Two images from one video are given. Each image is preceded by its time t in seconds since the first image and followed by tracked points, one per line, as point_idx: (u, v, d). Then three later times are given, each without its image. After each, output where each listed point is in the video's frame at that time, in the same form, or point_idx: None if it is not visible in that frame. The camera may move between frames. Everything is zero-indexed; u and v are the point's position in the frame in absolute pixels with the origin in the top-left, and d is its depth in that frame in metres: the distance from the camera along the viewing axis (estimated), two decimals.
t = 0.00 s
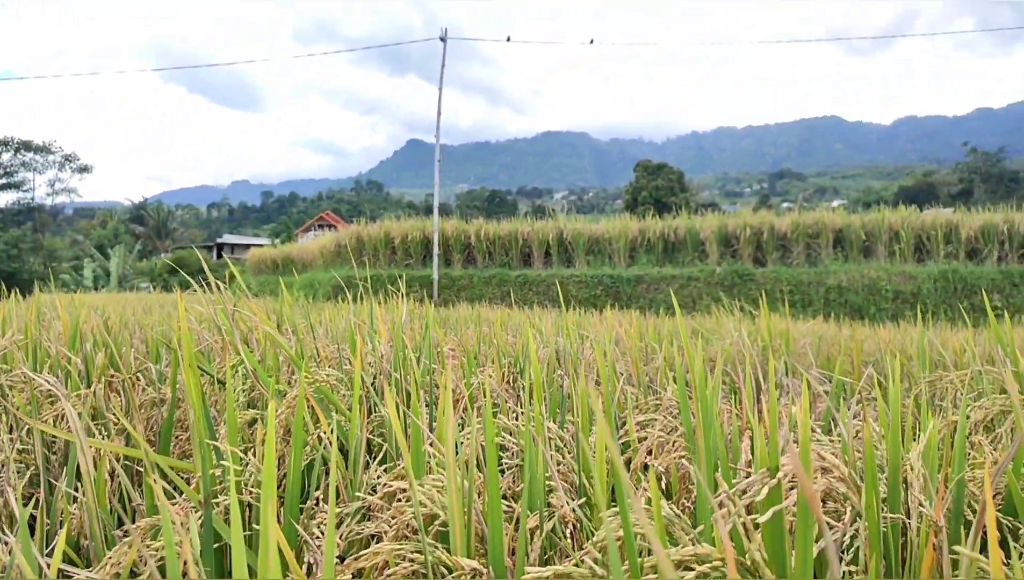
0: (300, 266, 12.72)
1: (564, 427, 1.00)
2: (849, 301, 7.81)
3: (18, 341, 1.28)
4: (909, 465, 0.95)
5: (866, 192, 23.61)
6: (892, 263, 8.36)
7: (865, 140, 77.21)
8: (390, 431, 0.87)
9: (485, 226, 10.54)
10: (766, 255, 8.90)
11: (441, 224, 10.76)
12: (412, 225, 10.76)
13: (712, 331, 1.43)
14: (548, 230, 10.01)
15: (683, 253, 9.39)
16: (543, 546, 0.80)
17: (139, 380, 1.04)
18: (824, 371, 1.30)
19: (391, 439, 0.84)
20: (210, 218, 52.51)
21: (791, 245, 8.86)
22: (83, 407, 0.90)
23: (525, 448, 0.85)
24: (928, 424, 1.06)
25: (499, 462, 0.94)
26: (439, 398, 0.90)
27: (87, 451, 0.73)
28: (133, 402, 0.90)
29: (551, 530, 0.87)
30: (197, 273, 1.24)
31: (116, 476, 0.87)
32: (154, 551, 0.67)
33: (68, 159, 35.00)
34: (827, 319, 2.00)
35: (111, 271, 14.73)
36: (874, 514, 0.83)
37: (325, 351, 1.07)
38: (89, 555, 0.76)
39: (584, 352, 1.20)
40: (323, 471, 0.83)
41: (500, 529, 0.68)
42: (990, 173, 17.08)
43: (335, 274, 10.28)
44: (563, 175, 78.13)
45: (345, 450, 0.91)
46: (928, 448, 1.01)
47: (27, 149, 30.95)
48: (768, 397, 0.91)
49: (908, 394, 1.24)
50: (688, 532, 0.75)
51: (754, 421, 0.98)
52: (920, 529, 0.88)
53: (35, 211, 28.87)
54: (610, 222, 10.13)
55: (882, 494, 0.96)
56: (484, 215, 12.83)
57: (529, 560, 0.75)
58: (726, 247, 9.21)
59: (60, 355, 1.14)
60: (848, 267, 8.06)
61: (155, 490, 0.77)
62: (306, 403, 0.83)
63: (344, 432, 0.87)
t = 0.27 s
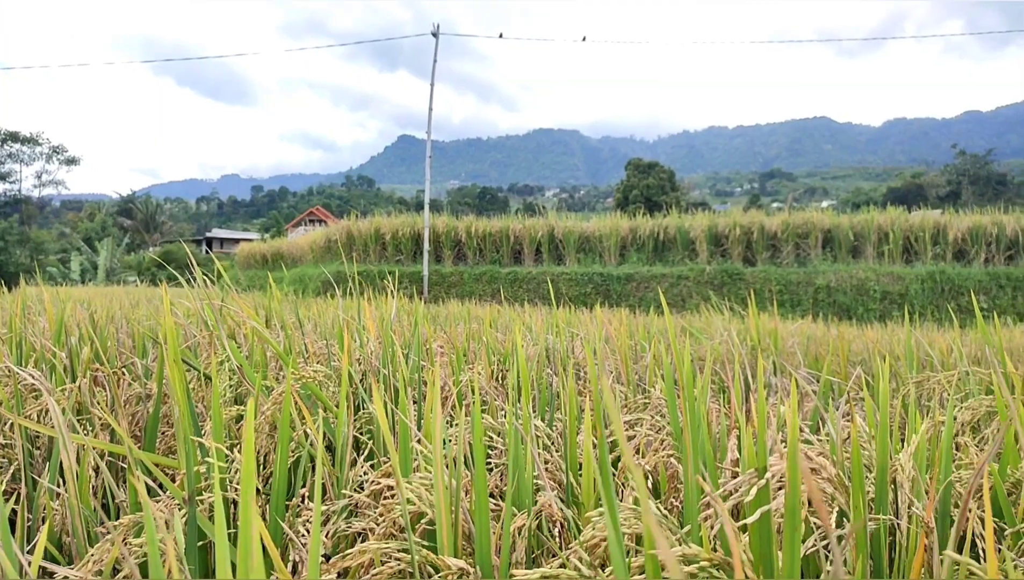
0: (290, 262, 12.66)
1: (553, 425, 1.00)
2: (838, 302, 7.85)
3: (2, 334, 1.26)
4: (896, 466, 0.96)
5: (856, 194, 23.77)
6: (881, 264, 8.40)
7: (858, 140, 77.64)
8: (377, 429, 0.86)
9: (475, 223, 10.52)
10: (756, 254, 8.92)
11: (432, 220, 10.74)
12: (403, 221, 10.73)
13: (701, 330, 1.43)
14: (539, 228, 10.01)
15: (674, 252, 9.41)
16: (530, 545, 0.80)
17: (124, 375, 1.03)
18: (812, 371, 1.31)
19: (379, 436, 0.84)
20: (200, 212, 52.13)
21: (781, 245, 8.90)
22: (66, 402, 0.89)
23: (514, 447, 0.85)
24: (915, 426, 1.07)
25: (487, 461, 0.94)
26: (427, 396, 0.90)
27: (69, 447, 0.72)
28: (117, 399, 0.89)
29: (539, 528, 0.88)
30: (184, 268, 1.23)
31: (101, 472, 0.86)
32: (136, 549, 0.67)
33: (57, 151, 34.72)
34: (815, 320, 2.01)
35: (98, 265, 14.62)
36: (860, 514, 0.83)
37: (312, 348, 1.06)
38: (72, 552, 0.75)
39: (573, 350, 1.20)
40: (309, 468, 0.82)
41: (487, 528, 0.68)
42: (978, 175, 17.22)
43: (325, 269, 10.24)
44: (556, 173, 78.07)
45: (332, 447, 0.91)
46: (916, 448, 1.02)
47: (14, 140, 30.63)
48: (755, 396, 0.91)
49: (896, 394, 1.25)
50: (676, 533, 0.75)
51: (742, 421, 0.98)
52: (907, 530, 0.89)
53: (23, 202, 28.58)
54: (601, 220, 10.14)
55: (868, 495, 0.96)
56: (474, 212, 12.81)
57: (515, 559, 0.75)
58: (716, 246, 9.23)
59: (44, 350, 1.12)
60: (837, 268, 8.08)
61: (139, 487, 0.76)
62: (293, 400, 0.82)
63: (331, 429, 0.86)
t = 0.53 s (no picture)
0: (280, 272, 12.63)
1: (543, 435, 1.00)
2: (827, 308, 7.90)
3: None
4: (887, 473, 0.96)
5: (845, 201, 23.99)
6: (869, 271, 8.46)
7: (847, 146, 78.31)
8: (366, 440, 0.86)
9: (466, 232, 10.52)
10: (746, 261, 8.94)
11: (422, 230, 10.74)
12: (393, 231, 10.72)
13: (691, 339, 1.43)
14: (529, 237, 10.03)
15: (664, 260, 9.44)
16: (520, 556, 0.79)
17: (111, 389, 1.02)
18: (802, 378, 1.31)
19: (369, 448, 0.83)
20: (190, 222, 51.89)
21: (770, 252, 8.92)
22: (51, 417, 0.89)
23: (504, 457, 0.84)
24: (905, 433, 1.07)
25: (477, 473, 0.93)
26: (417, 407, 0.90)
27: (53, 462, 0.71)
28: (104, 412, 0.88)
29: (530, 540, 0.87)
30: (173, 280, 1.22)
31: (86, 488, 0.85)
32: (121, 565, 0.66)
33: (46, 162, 34.57)
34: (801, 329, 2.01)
35: (86, 277, 14.52)
36: (852, 522, 0.83)
37: (301, 359, 1.06)
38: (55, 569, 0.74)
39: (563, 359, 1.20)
40: (297, 481, 0.81)
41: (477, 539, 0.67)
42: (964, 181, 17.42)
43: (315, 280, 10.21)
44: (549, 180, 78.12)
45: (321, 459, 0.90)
46: (906, 455, 1.02)
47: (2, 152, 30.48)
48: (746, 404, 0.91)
49: (885, 401, 1.25)
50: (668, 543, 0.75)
51: (732, 429, 0.98)
52: (898, 538, 0.89)
53: (11, 214, 28.38)
54: (591, 228, 10.16)
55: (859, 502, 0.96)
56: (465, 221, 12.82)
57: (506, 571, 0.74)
58: (706, 254, 9.26)
59: (30, 364, 1.11)
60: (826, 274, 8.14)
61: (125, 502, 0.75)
62: (281, 413, 0.81)
63: (319, 442, 0.85)
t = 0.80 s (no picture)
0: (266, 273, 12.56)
1: (526, 434, 1.00)
2: (812, 308, 7.96)
3: None
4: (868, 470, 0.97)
5: (830, 202, 24.21)
6: (853, 271, 8.54)
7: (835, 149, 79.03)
8: (349, 440, 0.85)
9: (452, 233, 10.51)
10: (731, 262, 8.99)
11: (408, 231, 10.72)
12: (379, 232, 10.69)
13: (675, 338, 1.44)
14: (516, 238, 10.04)
15: (650, 260, 9.47)
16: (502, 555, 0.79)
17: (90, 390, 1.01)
18: (785, 377, 1.32)
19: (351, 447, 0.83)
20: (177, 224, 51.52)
21: (755, 253, 8.95)
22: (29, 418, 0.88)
23: (488, 456, 0.84)
24: (886, 430, 1.08)
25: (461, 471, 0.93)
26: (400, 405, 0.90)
27: (29, 464, 0.70)
28: (83, 413, 0.88)
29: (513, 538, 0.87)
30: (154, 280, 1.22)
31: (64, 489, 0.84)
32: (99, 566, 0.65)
33: (31, 163, 34.25)
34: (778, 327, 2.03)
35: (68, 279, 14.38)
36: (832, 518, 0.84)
37: (285, 359, 1.05)
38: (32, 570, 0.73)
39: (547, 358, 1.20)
40: (279, 480, 0.81)
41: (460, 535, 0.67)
42: (946, 183, 17.66)
43: (301, 281, 10.16)
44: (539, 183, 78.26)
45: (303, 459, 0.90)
46: (888, 452, 1.02)
47: None
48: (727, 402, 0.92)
49: (867, 399, 1.26)
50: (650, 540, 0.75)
51: (715, 427, 0.99)
52: (880, 533, 0.89)
53: None
54: (578, 229, 10.18)
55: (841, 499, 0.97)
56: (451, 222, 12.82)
57: (489, 568, 0.74)
58: (692, 254, 9.32)
59: (7, 365, 1.10)
60: (811, 275, 8.21)
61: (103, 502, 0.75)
62: (262, 412, 0.81)
63: (301, 441, 0.85)
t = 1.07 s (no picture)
0: (256, 267, 12.53)
1: (520, 427, 1.00)
2: (801, 305, 8.03)
3: None
4: (858, 465, 0.98)
5: (819, 201, 24.45)
6: (842, 268, 8.62)
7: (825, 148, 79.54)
8: (341, 433, 0.85)
9: (443, 227, 10.50)
10: (721, 258, 9.03)
11: (400, 225, 10.68)
12: (370, 227, 10.65)
13: (667, 333, 1.45)
14: (507, 233, 10.04)
15: (641, 256, 9.50)
16: (495, 547, 0.80)
17: (81, 383, 1.00)
18: (776, 372, 1.33)
19: (344, 440, 0.83)
20: (166, 219, 51.07)
21: (745, 249, 9.01)
22: (18, 410, 0.87)
23: (482, 449, 0.85)
24: (874, 424, 1.10)
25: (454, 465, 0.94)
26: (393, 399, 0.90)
27: (19, 454, 0.70)
28: (72, 404, 0.87)
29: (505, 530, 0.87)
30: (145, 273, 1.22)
31: (53, 481, 0.84)
32: (90, 557, 0.65)
33: (17, 156, 33.97)
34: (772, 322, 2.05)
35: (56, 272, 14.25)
36: (821, 511, 0.85)
37: (276, 352, 1.05)
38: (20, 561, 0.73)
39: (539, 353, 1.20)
40: (271, 472, 0.81)
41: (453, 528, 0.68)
42: (934, 182, 17.81)
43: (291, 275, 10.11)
44: (531, 179, 78.29)
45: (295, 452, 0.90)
46: (877, 446, 1.04)
47: None
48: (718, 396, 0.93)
49: (857, 394, 1.27)
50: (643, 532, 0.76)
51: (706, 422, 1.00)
52: (869, 526, 0.91)
53: None
54: (569, 225, 10.20)
55: (831, 492, 0.98)
56: (443, 218, 12.79)
57: (481, 560, 0.75)
58: (682, 251, 9.35)
59: None
60: (800, 272, 8.28)
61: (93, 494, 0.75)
62: (255, 404, 0.81)
63: (294, 434, 0.85)
